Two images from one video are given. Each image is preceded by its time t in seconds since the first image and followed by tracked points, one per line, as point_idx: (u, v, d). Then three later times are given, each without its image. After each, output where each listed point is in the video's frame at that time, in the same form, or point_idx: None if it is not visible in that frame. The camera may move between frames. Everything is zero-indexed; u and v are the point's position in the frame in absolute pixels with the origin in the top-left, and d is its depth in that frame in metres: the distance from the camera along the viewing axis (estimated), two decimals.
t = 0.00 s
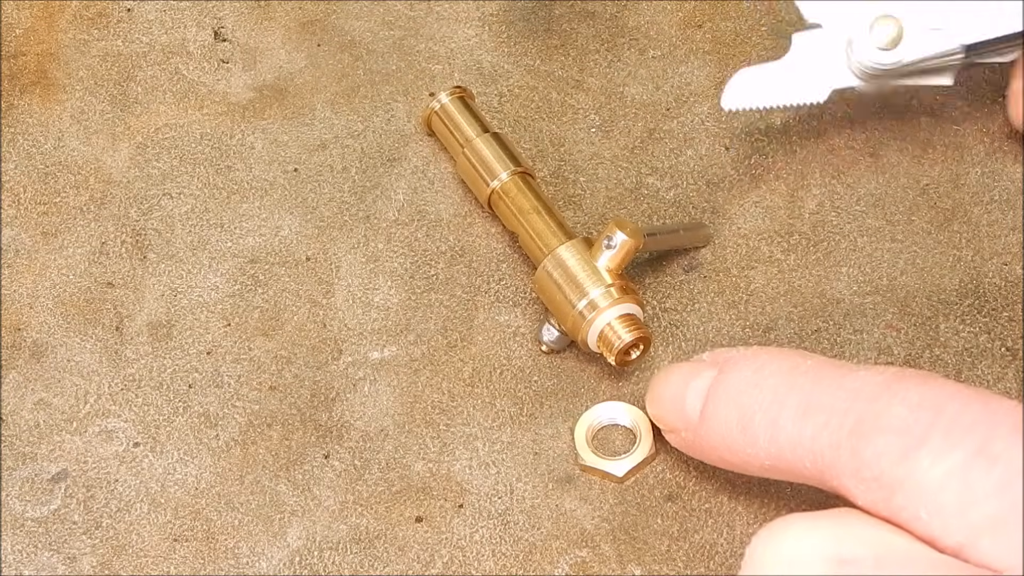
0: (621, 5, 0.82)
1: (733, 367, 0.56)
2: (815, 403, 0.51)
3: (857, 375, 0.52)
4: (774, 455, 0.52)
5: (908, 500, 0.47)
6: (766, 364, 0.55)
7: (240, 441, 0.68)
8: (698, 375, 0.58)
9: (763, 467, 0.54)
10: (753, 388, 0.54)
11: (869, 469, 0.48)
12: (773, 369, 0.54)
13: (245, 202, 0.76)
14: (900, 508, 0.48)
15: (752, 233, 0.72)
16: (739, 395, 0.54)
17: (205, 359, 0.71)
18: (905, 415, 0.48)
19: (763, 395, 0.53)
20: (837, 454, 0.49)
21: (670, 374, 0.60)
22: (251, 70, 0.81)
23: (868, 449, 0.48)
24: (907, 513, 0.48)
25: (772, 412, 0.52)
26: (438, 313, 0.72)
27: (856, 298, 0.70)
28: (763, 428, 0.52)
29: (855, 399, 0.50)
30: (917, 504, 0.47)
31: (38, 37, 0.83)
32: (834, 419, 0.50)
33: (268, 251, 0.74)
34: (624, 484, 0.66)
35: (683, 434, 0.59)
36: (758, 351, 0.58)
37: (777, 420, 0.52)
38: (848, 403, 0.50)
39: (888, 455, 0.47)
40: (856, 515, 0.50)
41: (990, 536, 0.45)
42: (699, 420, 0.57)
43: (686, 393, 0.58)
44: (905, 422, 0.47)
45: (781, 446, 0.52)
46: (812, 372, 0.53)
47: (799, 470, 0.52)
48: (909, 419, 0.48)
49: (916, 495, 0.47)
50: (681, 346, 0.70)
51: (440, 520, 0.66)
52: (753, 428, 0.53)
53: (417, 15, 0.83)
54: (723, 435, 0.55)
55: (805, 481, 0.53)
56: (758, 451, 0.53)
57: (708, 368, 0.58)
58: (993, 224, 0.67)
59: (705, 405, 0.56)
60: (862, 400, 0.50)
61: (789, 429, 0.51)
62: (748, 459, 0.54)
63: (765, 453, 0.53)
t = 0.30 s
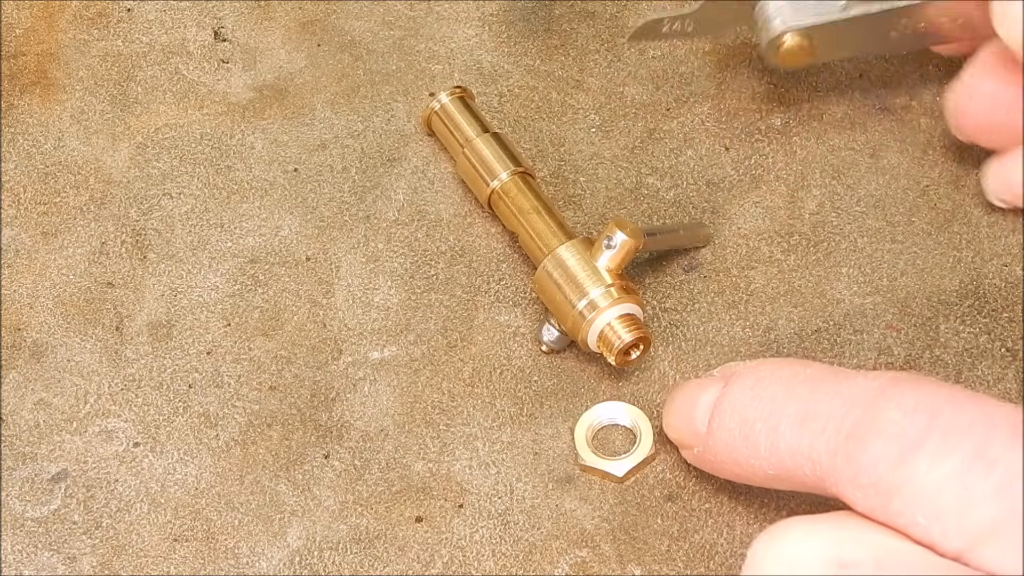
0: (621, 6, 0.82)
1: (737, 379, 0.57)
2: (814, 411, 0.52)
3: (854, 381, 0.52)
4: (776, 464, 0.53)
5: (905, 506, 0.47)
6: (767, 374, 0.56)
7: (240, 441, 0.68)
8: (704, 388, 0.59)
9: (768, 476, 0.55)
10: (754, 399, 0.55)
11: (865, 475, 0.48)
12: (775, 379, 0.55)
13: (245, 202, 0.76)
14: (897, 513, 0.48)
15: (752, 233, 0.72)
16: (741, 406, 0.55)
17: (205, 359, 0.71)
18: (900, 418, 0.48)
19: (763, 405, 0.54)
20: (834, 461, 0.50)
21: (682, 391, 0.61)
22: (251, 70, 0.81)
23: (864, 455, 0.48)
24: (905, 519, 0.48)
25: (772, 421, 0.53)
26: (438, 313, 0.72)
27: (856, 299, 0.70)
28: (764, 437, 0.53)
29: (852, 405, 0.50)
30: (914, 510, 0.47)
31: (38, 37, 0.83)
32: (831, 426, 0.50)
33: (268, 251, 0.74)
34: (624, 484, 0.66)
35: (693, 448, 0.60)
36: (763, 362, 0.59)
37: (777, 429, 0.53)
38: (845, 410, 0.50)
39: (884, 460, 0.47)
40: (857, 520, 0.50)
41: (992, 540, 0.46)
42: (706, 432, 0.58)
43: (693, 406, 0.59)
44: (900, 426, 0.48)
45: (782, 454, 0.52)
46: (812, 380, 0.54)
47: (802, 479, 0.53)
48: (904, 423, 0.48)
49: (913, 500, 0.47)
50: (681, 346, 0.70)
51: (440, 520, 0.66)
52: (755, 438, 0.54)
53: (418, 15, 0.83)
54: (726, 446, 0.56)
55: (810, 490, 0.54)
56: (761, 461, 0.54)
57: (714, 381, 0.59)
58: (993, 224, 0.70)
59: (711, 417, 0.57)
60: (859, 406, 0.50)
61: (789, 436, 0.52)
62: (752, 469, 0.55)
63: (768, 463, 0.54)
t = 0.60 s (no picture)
0: (621, 6, 0.82)
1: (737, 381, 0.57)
2: (814, 414, 0.52)
3: (853, 382, 0.52)
4: (777, 467, 0.53)
5: (905, 509, 0.47)
6: (767, 376, 0.56)
7: (240, 441, 0.68)
8: (705, 390, 0.59)
9: (769, 478, 0.55)
10: (755, 402, 0.55)
11: (865, 478, 0.48)
12: (775, 381, 0.55)
13: (245, 201, 0.76)
14: (897, 517, 0.48)
15: (752, 233, 0.72)
16: (741, 409, 0.55)
17: (205, 359, 0.71)
18: (899, 421, 0.48)
19: (763, 408, 0.54)
20: (834, 464, 0.50)
21: (685, 395, 0.62)
22: (251, 70, 0.81)
23: (864, 458, 0.48)
24: (905, 522, 0.48)
25: (772, 424, 0.53)
26: (438, 313, 0.72)
27: (856, 299, 0.70)
28: (764, 440, 0.53)
29: (852, 407, 0.50)
30: (914, 513, 0.47)
31: (38, 37, 0.83)
32: (831, 429, 0.50)
33: (268, 251, 0.74)
34: (624, 484, 0.66)
35: (695, 450, 0.60)
36: (764, 363, 0.59)
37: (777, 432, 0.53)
38: (845, 412, 0.50)
39: (883, 464, 0.47)
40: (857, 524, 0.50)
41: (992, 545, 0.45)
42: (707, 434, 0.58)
43: (694, 408, 0.59)
44: (900, 429, 0.48)
45: (782, 456, 0.53)
46: (812, 382, 0.54)
47: (803, 481, 0.53)
48: (904, 426, 0.48)
49: (913, 504, 0.47)
50: (681, 346, 0.70)
51: (440, 520, 0.66)
52: (756, 441, 0.54)
53: (417, 15, 0.84)
54: (727, 448, 0.56)
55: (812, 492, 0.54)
56: (762, 464, 0.54)
57: (715, 383, 0.59)
58: (992, 227, 0.68)
59: (712, 420, 0.58)
60: (858, 408, 0.50)
61: (789, 439, 0.52)
62: (754, 472, 0.55)
63: (769, 465, 0.54)
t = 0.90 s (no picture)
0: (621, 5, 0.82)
1: (740, 387, 0.58)
2: (813, 418, 0.52)
3: (852, 386, 0.52)
4: (778, 471, 0.54)
5: (903, 514, 0.47)
6: (768, 381, 0.56)
7: (240, 441, 0.68)
8: (709, 397, 0.60)
9: (770, 483, 0.55)
10: (755, 407, 0.55)
11: (862, 482, 0.48)
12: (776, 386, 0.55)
13: (245, 201, 0.76)
14: (895, 521, 0.48)
15: (752, 233, 0.72)
16: (742, 414, 0.56)
17: (205, 359, 0.71)
18: (896, 425, 0.48)
19: (763, 413, 0.54)
20: (832, 469, 0.50)
21: (689, 398, 0.62)
22: (251, 70, 0.81)
23: (861, 462, 0.48)
24: (903, 526, 0.47)
25: (772, 429, 0.54)
26: (438, 313, 0.72)
27: (856, 299, 0.70)
28: (764, 445, 0.54)
29: (850, 411, 0.50)
30: (912, 518, 0.47)
31: (38, 37, 0.83)
32: (829, 433, 0.50)
33: (268, 251, 0.74)
34: (624, 484, 0.66)
35: (700, 456, 0.60)
36: (767, 368, 0.59)
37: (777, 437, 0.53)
38: (843, 417, 0.50)
39: (880, 467, 0.47)
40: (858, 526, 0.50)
41: (991, 551, 0.45)
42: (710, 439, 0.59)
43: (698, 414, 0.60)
44: (896, 434, 0.47)
45: (782, 460, 0.53)
46: (812, 387, 0.54)
47: (804, 486, 0.53)
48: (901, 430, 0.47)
49: (910, 508, 0.47)
50: (681, 345, 0.70)
51: (440, 520, 0.66)
52: (756, 446, 0.54)
53: (418, 15, 0.84)
54: (730, 453, 0.57)
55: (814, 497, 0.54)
56: (763, 469, 0.54)
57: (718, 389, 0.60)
58: (992, 225, 0.69)
59: (714, 425, 0.58)
60: (856, 412, 0.50)
61: (788, 443, 0.52)
62: (756, 477, 0.56)
63: (770, 470, 0.54)
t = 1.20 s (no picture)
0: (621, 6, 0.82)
1: (741, 395, 0.58)
2: (811, 424, 0.52)
3: (851, 392, 0.52)
4: (778, 478, 0.54)
5: (901, 518, 0.47)
6: (769, 388, 0.57)
7: (240, 441, 0.68)
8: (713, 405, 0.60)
9: (772, 489, 0.55)
10: (756, 414, 0.55)
11: (859, 487, 0.48)
12: (776, 393, 0.56)
13: (245, 201, 0.76)
14: (893, 525, 0.48)
15: (752, 233, 0.72)
16: (743, 421, 0.56)
17: (205, 359, 0.71)
18: (893, 430, 0.48)
19: (764, 420, 0.55)
20: (830, 474, 0.50)
21: (696, 412, 0.63)
22: (251, 70, 0.81)
23: (858, 467, 0.48)
24: (902, 531, 0.47)
25: (771, 435, 0.54)
26: (438, 312, 0.72)
27: (856, 299, 0.70)
28: (765, 452, 0.54)
29: (848, 416, 0.50)
30: (910, 522, 0.47)
31: (38, 37, 0.83)
32: (826, 439, 0.51)
33: (268, 251, 0.74)
34: (624, 483, 0.66)
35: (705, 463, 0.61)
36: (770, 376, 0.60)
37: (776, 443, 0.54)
38: (841, 422, 0.51)
39: (877, 472, 0.47)
40: (858, 527, 0.50)
41: (990, 555, 0.45)
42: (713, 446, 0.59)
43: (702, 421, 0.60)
44: (893, 438, 0.47)
45: (783, 467, 0.53)
46: (811, 393, 0.54)
47: (804, 492, 0.53)
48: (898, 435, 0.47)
49: (908, 513, 0.46)
50: (681, 344, 0.70)
51: (440, 519, 0.66)
52: (757, 452, 0.55)
53: (417, 15, 0.84)
54: (732, 460, 0.57)
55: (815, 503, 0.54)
56: (764, 475, 0.55)
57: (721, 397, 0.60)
58: (993, 224, 0.65)
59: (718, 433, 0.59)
60: (854, 417, 0.50)
61: (787, 449, 0.53)
62: (757, 483, 0.56)
63: (771, 476, 0.54)
